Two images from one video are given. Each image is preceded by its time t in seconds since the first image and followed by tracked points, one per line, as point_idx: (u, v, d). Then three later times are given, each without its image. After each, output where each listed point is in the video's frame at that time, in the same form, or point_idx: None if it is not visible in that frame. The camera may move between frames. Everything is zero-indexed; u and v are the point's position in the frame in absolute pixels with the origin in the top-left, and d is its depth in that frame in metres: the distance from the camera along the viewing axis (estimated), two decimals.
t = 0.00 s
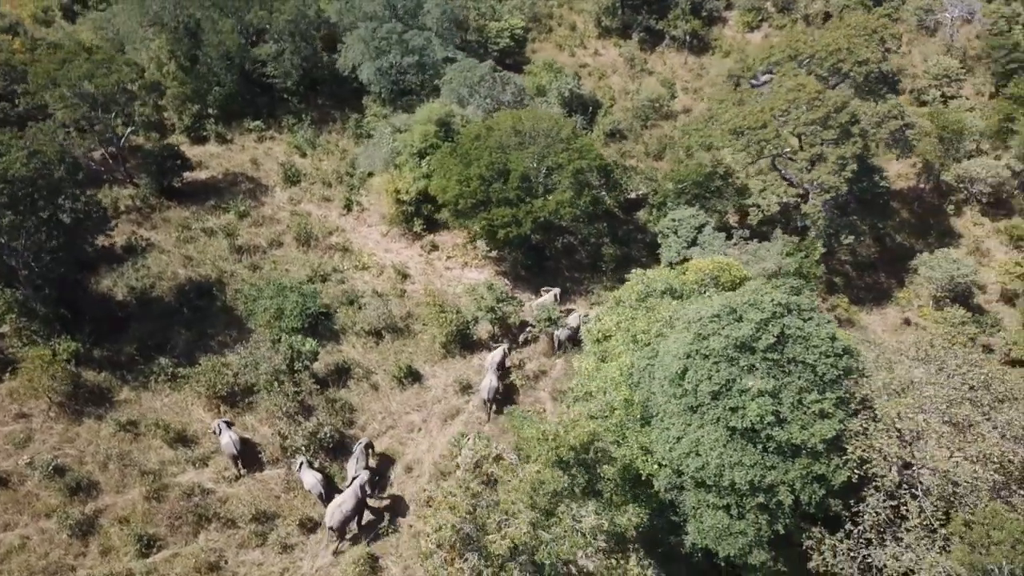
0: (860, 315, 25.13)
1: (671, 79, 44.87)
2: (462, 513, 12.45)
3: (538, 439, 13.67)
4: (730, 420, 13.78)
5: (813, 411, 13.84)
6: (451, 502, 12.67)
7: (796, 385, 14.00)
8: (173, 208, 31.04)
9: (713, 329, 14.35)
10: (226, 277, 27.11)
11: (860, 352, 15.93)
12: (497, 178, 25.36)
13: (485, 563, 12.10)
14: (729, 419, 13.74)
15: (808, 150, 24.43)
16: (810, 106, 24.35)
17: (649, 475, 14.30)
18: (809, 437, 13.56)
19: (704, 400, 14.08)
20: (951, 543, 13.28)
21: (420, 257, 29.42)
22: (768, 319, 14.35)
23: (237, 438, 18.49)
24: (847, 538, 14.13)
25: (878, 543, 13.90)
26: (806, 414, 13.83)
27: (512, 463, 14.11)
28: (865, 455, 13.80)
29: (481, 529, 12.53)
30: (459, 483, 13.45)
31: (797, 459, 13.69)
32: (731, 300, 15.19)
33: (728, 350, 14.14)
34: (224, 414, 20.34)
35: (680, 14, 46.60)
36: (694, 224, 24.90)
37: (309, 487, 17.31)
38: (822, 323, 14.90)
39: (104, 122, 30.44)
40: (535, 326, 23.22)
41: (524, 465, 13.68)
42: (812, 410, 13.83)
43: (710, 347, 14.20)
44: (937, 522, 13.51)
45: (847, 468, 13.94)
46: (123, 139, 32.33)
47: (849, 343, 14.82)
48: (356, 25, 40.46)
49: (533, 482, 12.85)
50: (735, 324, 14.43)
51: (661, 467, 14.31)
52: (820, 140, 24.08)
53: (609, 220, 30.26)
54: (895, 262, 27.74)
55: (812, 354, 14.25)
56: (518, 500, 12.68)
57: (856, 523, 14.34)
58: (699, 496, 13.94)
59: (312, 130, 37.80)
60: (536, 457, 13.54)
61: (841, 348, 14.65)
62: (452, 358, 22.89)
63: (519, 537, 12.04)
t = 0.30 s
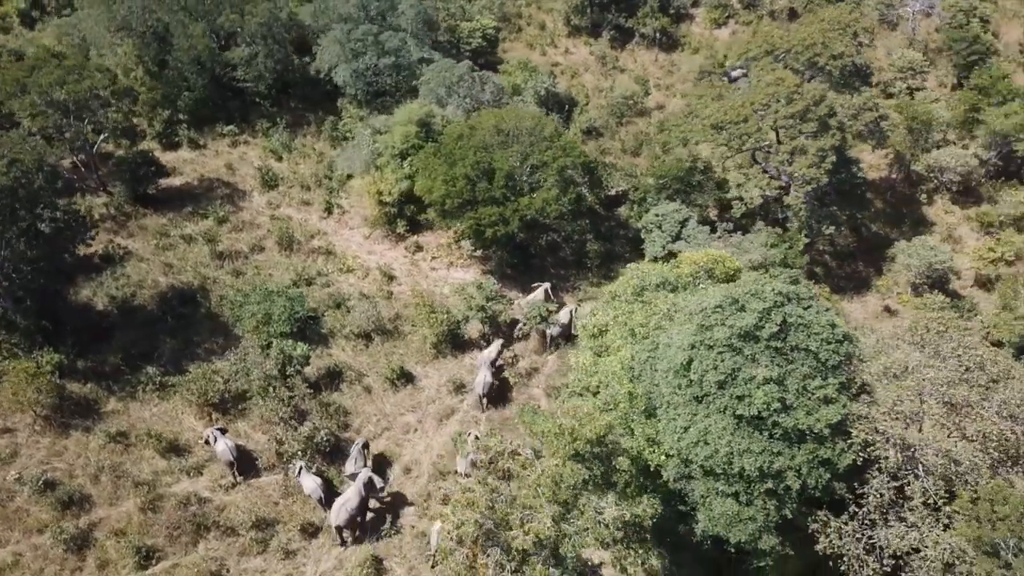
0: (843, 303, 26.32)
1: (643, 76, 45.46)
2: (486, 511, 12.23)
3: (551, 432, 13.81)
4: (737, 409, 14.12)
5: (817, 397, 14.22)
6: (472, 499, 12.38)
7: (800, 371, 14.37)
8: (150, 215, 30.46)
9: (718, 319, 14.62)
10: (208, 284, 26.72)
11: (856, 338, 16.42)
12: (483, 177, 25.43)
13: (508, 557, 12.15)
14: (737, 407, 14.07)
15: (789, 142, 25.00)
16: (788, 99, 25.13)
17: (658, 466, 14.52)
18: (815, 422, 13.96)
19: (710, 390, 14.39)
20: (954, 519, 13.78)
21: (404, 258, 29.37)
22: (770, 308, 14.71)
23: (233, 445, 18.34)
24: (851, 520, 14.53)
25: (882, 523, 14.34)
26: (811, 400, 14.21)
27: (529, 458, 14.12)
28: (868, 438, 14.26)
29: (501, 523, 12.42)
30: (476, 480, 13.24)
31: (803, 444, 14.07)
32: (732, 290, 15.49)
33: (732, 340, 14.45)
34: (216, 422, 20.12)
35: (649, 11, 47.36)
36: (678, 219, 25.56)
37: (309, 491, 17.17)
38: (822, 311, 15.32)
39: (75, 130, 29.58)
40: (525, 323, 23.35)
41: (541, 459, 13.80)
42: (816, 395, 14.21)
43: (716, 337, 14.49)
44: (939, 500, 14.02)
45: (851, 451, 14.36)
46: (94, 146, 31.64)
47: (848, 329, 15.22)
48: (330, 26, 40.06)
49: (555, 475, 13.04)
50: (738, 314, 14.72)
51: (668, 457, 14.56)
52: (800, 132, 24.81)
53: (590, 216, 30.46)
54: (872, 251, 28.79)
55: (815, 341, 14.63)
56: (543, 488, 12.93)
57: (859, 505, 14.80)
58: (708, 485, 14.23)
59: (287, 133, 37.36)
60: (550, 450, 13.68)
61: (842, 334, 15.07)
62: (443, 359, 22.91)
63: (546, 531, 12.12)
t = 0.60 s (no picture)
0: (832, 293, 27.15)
1: (622, 74, 45.83)
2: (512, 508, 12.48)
3: (567, 426, 14.07)
4: (746, 400, 14.48)
5: (825, 386, 14.51)
6: (497, 495, 12.57)
7: (807, 360, 14.65)
8: (133, 221, 30.01)
9: (725, 311, 14.87)
10: (197, 289, 26.40)
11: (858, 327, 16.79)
12: (474, 177, 25.51)
13: (530, 552, 12.42)
14: (746, 397, 14.42)
15: (777, 135, 25.50)
16: (775, 94, 25.61)
17: (668, 458, 14.88)
18: (824, 410, 14.28)
19: (718, 381, 14.69)
20: (959, 502, 14.21)
21: (394, 259, 29.33)
22: (776, 299, 14.98)
23: (233, 449, 18.24)
24: (858, 506, 14.97)
25: (888, 508, 14.77)
26: (818, 389, 14.50)
27: (547, 453, 14.09)
28: (874, 425, 14.70)
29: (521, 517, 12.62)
30: (494, 473, 13.45)
31: (811, 433, 14.42)
32: (737, 282, 15.71)
33: (739, 332, 14.75)
34: (213, 428, 19.99)
35: (626, 10, 47.90)
36: (666, 215, 26.66)
37: (313, 495, 17.28)
38: (825, 300, 15.58)
39: (53, 135, 28.87)
40: (521, 321, 23.47)
41: (560, 452, 13.86)
42: (824, 384, 14.50)
43: (723, 329, 14.77)
44: (944, 483, 14.45)
45: (858, 438, 14.76)
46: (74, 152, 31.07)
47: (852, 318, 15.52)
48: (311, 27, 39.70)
49: (577, 465, 13.16)
50: (745, 306, 14.96)
51: (679, 449, 14.88)
52: (787, 126, 25.33)
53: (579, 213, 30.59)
54: (856, 243, 29.57)
55: (819, 330, 14.92)
56: (565, 482, 13.07)
57: (865, 490, 15.28)
58: (718, 475, 14.55)
59: (269, 136, 36.98)
60: (565, 444, 13.91)
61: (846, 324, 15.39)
62: (439, 359, 22.95)
63: (571, 526, 12.42)
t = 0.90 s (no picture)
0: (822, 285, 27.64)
1: (603, 72, 46.07)
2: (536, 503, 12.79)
3: (583, 421, 14.35)
4: (757, 390, 14.93)
5: (833, 374, 15.11)
6: (521, 492, 12.87)
7: (814, 350, 15.26)
8: (118, 227, 29.55)
9: (734, 304, 15.46)
10: (188, 294, 26.12)
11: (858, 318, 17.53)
12: (467, 176, 25.51)
13: (555, 545, 12.73)
14: (758, 388, 14.88)
15: (766, 131, 26.06)
16: (763, 90, 26.00)
17: (680, 450, 15.04)
18: (833, 398, 14.82)
19: (728, 372, 15.19)
20: (965, 484, 14.84)
21: (386, 260, 29.25)
22: (783, 291, 15.59)
23: (235, 454, 18.09)
24: (866, 492, 15.54)
25: (895, 493, 15.35)
26: (827, 378, 15.08)
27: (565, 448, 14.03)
28: (881, 412, 15.28)
29: (545, 511, 12.96)
30: (517, 469, 13.78)
31: (821, 421, 14.96)
32: (742, 276, 16.33)
33: (748, 324, 15.31)
34: (212, 433, 19.83)
35: (604, 9, 48.20)
36: (657, 211, 27.21)
37: (319, 497, 17.20)
38: (827, 292, 16.33)
39: (33, 140, 28.16)
40: (517, 319, 23.63)
41: (579, 446, 13.92)
42: (832, 373, 15.10)
43: (732, 322, 15.31)
44: (951, 468, 14.93)
45: (865, 425, 15.39)
46: (54, 157, 30.45)
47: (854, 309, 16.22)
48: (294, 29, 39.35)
49: (599, 460, 13.33)
50: (753, 298, 15.55)
51: (690, 441, 15.17)
52: (775, 122, 25.88)
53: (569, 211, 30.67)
54: (842, 236, 30.12)
55: (824, 321, 15.58)
56: (590, 474, 13.19)
57: (873, 476, 15.84)
58: (731, 465, 14.95)
59: (252, 138, 36.57)
60: (582, 438, 14.08)
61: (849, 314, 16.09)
62: (437, 358, 22.94)
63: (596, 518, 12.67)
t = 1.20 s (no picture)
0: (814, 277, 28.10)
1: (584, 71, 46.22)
2: (568, 497, 13.45)
3: (604, 416, 14.87)
4: (770, 380, 15.42)
5: (844, 363, 15.64)
6: (552, 486, 13.50)
7: (825, 339, 15.78)
8: (106, 233, 29.09)
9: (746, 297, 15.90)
10: (181, 298, 25.86)
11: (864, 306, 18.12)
12: (463, 175, 25.53)
13: (585, 537, 13.41)
14: (771, 378, 15.38)
15: (758, 127, 26.90)
16: (753, 86, 26.96)
17: (696, 441, 15.39)
18: (845, 387, 15.37)
19: (741, 364, 15.67)
20: (972, 465, 16.06)
21: (381, 261, 29.20)
22: (793, 282, 15.99)
23: (242, 458, 17.97)
24: (876, 477, 16.58)
25: (905, 477, 16.47)
26: (838, 366, 15.60)
27: (588, 444, 14.59)
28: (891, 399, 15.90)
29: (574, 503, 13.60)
30: (543, 463, 14.27)
31: (833, 410, 15.52)
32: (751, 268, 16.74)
33: (761, 315, 15.75)
34: (216, 438, 19.74)
35: (584, 8, 48.38)
36: (651, 208, 27.23)
37: (328, 499, 17.20)
38: (834, 282, 16.76)
39: (16, 146, 27.51)
40: (516, 317, 23.81)
41: (604, 438, 14.50)
42: (843, 361, 15.63)
43: (745, 314, 15.78)
44: (960, 450, 16.13)
45: (875, 411, 15.99)
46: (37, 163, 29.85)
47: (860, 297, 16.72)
48: (279, 33, 38.26)
49: (627, 450, 13.86)
50: (764, 290, 15.97)
51: (705, 432, 15.57)
52: (766, 118, 26.74)
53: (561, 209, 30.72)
54: (830, 229, 30.67)
55: (833, 310, 16.06)
56: (618, 466, 13.71)
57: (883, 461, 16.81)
58: (746, 455, 15.47)
59: (238, 141, 36.14)
60: (605, 433, 14.67)
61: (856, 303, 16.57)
62: (438, 358, 22.95)
63: (626, 507, 13.26)
